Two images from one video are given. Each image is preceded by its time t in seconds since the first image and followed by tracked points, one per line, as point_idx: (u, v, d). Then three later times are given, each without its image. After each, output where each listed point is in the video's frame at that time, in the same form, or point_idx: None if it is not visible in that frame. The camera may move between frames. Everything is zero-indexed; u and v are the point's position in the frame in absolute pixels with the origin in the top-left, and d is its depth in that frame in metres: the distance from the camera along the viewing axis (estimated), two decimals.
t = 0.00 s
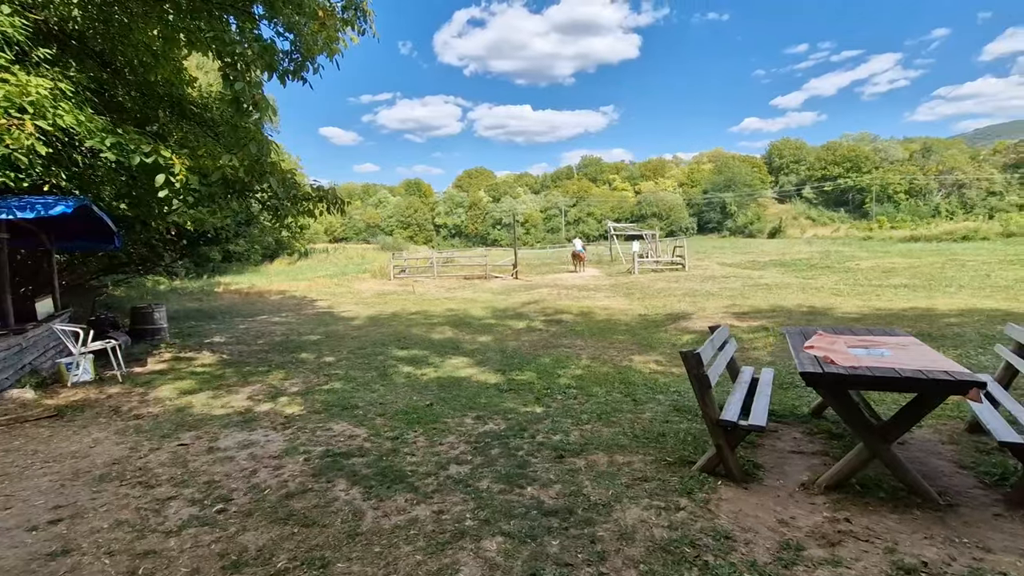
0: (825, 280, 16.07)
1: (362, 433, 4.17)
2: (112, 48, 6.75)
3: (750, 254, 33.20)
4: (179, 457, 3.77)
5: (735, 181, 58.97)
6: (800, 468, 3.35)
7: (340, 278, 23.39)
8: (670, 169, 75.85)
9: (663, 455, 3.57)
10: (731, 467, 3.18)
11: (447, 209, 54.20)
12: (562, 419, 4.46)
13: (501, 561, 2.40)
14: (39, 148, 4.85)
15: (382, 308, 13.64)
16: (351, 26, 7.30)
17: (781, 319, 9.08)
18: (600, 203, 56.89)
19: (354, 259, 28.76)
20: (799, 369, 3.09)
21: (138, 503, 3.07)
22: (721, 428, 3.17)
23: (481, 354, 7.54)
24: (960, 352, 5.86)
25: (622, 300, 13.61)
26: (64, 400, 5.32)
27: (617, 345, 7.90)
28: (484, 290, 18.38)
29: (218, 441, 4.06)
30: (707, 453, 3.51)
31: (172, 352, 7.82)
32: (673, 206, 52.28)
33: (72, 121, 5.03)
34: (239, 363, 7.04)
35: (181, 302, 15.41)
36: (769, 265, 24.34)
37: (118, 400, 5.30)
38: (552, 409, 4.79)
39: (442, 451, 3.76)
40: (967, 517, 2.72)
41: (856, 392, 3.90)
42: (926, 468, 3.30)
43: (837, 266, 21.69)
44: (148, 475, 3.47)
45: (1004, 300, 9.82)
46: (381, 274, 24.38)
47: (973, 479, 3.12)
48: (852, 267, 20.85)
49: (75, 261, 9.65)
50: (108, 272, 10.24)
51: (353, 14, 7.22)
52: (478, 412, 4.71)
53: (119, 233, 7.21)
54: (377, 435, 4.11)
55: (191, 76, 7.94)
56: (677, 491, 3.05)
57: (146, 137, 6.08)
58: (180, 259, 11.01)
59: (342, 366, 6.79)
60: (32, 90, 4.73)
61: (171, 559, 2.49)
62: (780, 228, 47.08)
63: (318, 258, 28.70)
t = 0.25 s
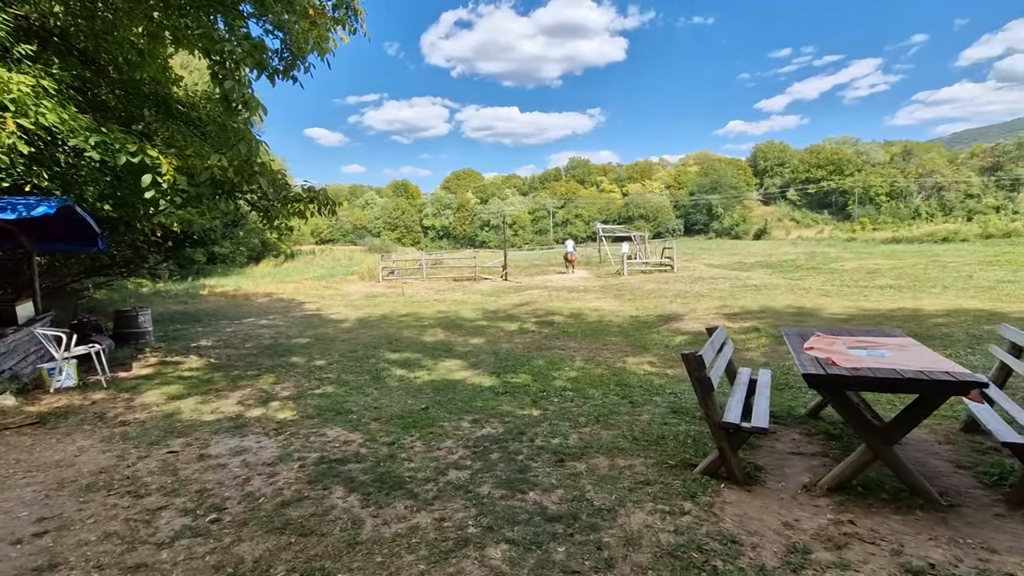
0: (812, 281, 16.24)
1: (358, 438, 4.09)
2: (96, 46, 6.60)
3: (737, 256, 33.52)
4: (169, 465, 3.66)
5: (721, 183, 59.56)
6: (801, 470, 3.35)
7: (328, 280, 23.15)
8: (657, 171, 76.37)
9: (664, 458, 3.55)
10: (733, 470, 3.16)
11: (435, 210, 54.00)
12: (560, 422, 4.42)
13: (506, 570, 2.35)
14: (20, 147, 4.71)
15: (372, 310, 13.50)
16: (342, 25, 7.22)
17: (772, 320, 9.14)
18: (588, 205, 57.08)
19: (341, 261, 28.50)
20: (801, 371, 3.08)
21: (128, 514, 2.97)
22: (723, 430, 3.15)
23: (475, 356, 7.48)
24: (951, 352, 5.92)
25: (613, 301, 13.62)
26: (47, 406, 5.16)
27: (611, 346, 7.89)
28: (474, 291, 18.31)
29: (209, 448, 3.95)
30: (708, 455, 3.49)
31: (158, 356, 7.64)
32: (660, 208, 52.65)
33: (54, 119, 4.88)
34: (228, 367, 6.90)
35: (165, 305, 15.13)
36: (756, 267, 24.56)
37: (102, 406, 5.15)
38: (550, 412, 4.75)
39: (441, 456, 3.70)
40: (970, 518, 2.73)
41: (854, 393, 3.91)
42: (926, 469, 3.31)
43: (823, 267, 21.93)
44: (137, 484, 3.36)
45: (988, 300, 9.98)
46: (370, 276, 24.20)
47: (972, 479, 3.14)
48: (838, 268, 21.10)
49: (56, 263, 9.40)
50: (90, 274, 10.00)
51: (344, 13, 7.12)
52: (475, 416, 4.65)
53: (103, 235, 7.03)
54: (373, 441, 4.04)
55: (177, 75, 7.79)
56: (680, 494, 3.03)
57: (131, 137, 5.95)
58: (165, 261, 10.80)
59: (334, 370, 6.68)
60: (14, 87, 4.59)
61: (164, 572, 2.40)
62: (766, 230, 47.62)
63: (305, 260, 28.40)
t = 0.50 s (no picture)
0: (800, 283, 16.39)
1: (350, 443, 4.03)
2: (80, 44, 6.48)
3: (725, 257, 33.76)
4: (157, 472, 3.58)
5: (709, 186, 60.03)
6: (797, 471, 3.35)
7: (317, 282, 22.96)
8: (646, 173, 76.79)
9: (660, 460, 3.53)
10: (729, 471, 3.15)
11: (424, 212, 53.82)
12: (555, 425, 4.39)
13: None
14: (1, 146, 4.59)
15: (362, 313, 13.39)
16: (332, 25, 7.16)
17: (762, 321, 9.19)
18: (578, 207, 57.24)
19: (331, 263, 28.29)
20: (797, 372, 3.08)
21: (114, 523, 2.89)
22: (719, 431, 3.14)
23: (467, 359, 7.43)
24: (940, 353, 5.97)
25: (604, 303, 13.63)
26: (30, 412, 5.03)
27: (603, 348, 7.88)
28: (465, 293, 18.24)
29: (197, 454, 3.87)
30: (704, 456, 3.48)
31: (144, 360, 7.51)
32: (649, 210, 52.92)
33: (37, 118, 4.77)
34: (216, 371, 6.79)
35: (151, 308, 14.90)
36: (745, 268, 24.72)
37: (87, 412, 5.03)
38: (544, 415, 4.71)
39: (435, 461, 3.65)
40: (965, 518, 2.74)
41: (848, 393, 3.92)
42: (920, 469, 3.33)
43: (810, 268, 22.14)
44: (123, 492, 3.27)
45: (973, 301, 10.11)
46: (359, 278, 24.03)
47: (965, 479, 3.16)
48: (825, 269, 21.31)
49: (38, 266, 9.21)
50: (74, 277, 9.80)
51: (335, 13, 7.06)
52: (469, 419, 4.60)
53: (86, 237, 6.88)
54: (366, 445, 3.98)
55: (164, 74, 7.67)
56: (678, 497, 3.01)
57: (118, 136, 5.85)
58: (151, 263, 10.63)
59: (324, 373, 6.59)
60: None
61: None
62: (753, 232, 48.06)
63: (293, 262, 28.14)
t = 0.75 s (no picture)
0: (787, 284, 16.54)
1: (340, 448, 3.97)
2: (62, 43, 6.35)
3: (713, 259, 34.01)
4: (141, 480, 3.49)
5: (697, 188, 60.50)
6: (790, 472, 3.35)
7: (305, 285, 22.75)
8: (635, 175, 77.22)
9: (653, 463, 3.52)
10: (723, 474, 3.14)
11: (413, 214, 53.62)
12: (547, 428, 4.36)
13: None
14: None
15: (351, 315, 13.26)
16: (321, 25, 7.09)
17: (751, 322, 9.24)
18: (567, 209, 57.39)
19: (319, 265, 28.06)
20: (790, 373, 3.08)
21: (96, 533, 2.81)
22: (713, 433, 3.13)
23: (457, 361, 7.38)
24: (927, 353, 6.04)
25: (594, 305, 13.63)
26: (9, 419, 4.90)
27: (594, 350, 7.88)
28: (455, 295, 18.17)
29: (183, 461, 3.79)
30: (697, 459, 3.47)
31: (128, 365, 7.36)
32: (637, 212, 53.20)
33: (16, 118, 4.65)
34: (202, 375, 6.68)
35: (135, 311, 14.65)
36: (732, 270, 24.91)
37: (68, 419, 4.91)
38: (536, 418, 4.68)
39: (427, 465, 3.61)
40: (956, 517, 2.76)
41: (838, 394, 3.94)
42: (911, 469, 3.34)
43: (797, 270, 22.35)
44: (106, 501, 3.18)
45: (957, 302, 10.26)
46: (348, 281, 23.86)
47: (955, 478, 3.18)
48: (812, 271, 21.53)
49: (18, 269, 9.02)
50: (55, 280, 9.61)
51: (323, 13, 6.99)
52: (460, 423, 4.56)
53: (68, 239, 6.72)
54: (356, 450, 3.92)
55: (148, 74, 7.54)
56: (672, 500, 3.00)
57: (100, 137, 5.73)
58: (135, 266, 10.45)
59: (312, 377, 6.51)
60: None
61: None
62: (740, 234, 48.52)
63: (281, 265, 27.87)
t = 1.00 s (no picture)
0: (778, 285, 16.66)
1: (332, 451, 3.94)
2: (49, 42, 6.26)
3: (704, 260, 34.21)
4: (130, 486, 3.44)
5: (688, 190, 60.84)
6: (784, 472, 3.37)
7: (297, 286, 22.61)
8: (626, 177, 77.51)
9: (648, 464, 3.53)
10: (717, 474, 3.15)
11: (405, 216, 53.47)
12: (541, 429, 4.35)
13: None
14: None
15: (343, 317, 13.19)
16: (311, 25, 7.05)
17: (743, 323, 9.29)
18: (559, 210, 57.49)
19: (310, 267, 27.88)
20: (783, 373, 3.10)
21: (84, 540, 2.76)
22: (707, 434, 3.14)
23: (450, 363, 7.36)
24: (916, 352, 6.09)
25: (586, 306, 13.66)
26: None
27: (587, 351, 7.89)
28: (447, 297, 18.12)
29: (173, 466, 3.74)
30: (691, 459, 3.48)
31: (116, 368, 7.27)
32: (629, 213, 53.38)
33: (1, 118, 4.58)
34: (192, 377, 6.60)
35: (123, 314, 14.48)
36: (723, 271, 25.07)
37: (55, 423, 4.83)
38: (530, 419, 4.67)
39: (421, 468, 3.59)
40: (947, 516, 2.78)
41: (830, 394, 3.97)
42: (902, 469, 3.37)
43: (787, 270, 22.52)
44: (94, 507, 3.13)
45: (945, 302, 10.37)
46: (339, 282, 23.73)
47: (945, 477, 3.21)
48: (801, 271, 21.72)
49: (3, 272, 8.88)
50: (41, 283, 9.47)
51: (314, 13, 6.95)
52: (453, 425, 4.54)
53: (55, 241, 6.64)
54: (349, 453, 3.89)
55: (137, 74, 7.46)
56: (666, 501, 3.00)
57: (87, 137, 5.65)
58: (123, 268, 10.32)
59: (304, 379, 6.45)
60: None
61: None
62: (731, 235, 48.84)
63: (271, 266, 27.67)
